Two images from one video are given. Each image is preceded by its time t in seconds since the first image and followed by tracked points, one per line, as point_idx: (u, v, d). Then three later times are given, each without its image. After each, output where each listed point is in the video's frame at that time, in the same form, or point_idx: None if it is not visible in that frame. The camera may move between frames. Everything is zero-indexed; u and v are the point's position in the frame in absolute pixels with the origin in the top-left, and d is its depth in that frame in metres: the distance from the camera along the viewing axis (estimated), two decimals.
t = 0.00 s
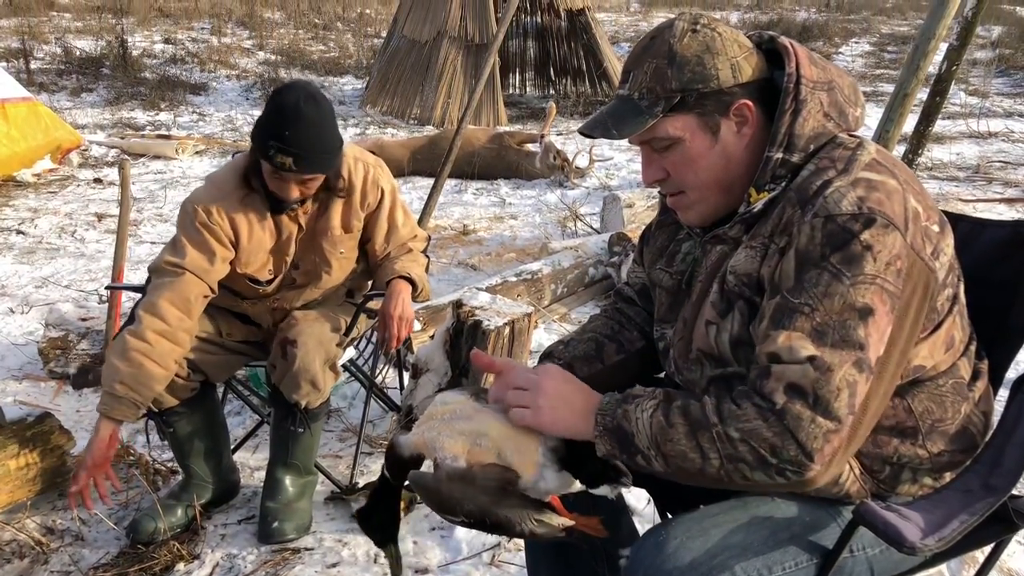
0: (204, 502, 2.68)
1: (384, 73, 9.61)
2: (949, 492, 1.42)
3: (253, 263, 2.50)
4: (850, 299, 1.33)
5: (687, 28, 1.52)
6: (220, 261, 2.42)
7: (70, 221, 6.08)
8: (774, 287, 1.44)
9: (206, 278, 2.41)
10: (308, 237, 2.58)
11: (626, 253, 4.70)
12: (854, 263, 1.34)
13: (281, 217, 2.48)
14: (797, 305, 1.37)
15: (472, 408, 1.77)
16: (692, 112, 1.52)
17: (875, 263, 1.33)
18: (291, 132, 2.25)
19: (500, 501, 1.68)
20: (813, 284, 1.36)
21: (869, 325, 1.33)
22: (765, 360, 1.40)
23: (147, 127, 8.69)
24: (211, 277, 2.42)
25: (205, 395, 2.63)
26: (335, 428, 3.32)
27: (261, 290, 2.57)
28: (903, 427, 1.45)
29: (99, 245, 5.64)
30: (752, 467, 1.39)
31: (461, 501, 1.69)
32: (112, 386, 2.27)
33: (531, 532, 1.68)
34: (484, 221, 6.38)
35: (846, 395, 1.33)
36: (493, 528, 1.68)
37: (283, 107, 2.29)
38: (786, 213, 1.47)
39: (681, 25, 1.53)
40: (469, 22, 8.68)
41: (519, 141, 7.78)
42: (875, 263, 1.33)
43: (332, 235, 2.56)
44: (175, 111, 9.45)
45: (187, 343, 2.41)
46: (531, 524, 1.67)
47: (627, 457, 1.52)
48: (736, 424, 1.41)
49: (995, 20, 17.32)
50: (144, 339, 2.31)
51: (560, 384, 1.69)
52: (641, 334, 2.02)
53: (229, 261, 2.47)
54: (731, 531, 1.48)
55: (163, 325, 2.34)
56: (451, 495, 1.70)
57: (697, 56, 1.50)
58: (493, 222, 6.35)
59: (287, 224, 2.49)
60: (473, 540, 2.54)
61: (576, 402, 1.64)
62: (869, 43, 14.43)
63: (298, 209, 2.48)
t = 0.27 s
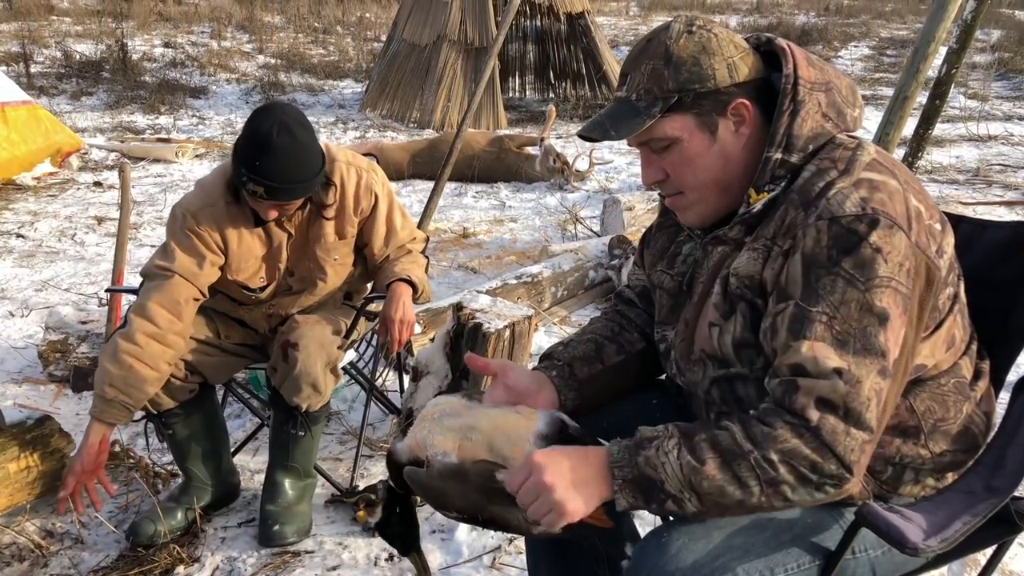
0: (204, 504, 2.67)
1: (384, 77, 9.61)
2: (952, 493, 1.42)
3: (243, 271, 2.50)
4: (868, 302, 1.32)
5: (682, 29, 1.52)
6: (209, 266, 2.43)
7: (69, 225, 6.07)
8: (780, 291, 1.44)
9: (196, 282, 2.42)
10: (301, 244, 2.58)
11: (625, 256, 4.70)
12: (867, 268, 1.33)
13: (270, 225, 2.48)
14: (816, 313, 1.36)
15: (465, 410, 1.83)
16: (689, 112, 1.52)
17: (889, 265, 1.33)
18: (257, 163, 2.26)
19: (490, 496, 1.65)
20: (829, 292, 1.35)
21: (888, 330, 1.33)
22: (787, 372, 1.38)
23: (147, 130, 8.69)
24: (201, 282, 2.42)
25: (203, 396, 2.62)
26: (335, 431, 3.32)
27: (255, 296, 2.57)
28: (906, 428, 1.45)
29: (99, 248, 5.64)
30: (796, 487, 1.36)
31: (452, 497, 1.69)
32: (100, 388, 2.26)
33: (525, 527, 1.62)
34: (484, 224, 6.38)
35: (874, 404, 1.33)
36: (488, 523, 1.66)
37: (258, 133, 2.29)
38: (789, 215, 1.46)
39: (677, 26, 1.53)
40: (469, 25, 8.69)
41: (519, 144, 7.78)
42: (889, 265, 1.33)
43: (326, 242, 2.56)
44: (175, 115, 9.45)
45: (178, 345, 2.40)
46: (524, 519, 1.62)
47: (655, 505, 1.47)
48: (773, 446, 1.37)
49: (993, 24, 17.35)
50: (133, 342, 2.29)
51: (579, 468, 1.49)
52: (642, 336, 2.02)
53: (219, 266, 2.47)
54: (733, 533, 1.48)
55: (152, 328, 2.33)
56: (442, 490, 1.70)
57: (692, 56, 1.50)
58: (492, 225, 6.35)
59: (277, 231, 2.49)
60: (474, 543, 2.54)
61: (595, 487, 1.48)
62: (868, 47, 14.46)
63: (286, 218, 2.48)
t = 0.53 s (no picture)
0: (204, 504, 2.67)
1: (384, 77, 9.61)
2: (954, 494, 1.42)
3: (243, 277, 2.50)
4: (875, 310, 1.32)
5: (682, 30, 1.52)
6: (207, 272, 2.42)
7: (70, 225, 6.07)
8: (784, 296, 1.44)
9: (193, 287, 2.41)
10: (301, 248, 2.58)
11: (625, 256, 4.70)
12: (871, 273, 1.33)
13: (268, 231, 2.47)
14: (824, 323, 1.36)
15: (458, 403, 1.86)
16: (689, 113, 1.52)
17: (893, 271, 1.33)
18: (261, 172, 2.26)
19: (475, 492, 1.72)
20: (837, 302, 1.35)
21: (898, 339, 1.32)
22: (797, 383, 1.39)
23: (147, 131, 8.70)
24: (199, 287, 2.42)
25: (203, 396, 2.62)
26: (335, 431, 3.32)
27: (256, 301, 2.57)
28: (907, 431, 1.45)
29: (99, 248, 5.64)
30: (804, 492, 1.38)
31: (439, 490, 1.75)
32: (97, 392, 2.26)
33: (510, 523, 1.70)
34: (484, 224, 6.38)
35: (887, 414, 1.33)
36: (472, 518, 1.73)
37: (258, 142, 2.29)
38: (791, 219, 1.46)
39: (677, 27, 1.53)
40: (469, 26, 8.70)
41: (519, 144, 7.78)
42: (893, 271, 1.33)
43: (327, 247, 2.56)
44: (175, 115, 9.45)
45: (176, 349, 2.40)
46: (508, 514, 1.70)
47: (668, 496, 1.48)
48: (783, 452, 1.38)
49: (993, 23, 17.35)
50: (132, 347, 2.30)
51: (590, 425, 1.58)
52: (642, 336, 2.02)
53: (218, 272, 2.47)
54: (735, 533, 1.48)
55: (150, 333, 2.33)
56: (429, 484, 1.76)
57: (692, 57, 1.50)
58: (492, 225, 6.35)
59: (276, 237, 2.49)
60: (474, 543, 2.54)
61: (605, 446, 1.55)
62: (867, 47, 14.46)
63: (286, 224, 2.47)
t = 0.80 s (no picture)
0: (206, 505, 2.67)
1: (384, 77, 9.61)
2: (959, 494, 1.41)
3: (248, 276, 2.50)
4: (873, 308, 1.32)
5: (688, 29, 1.52)
6: (213, 272, 2.42)
7: (70, 225, 6.07)
8: (786, 295, 1.44)
9: (199, 287, 2.41)
10: (304, 248, 2.59)
11: (627, 256, 4.69)
12: (873, 273, 1.33)
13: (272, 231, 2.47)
14: (820, 318, 1.36)
15: (461, 396, 1.87)
16: (696, 113, 1.52)
17: (894, 270, 1.33)
18: (274, 158, 2.26)
19: (477, 483, 1.71)
20: (833, 297, 1.36)
21: (892, 337, 1.32)
22: (788, 375, 1.41)
23: (148, 131, 8.70)
24: (205, 287, 2.42)
25: (206, 397, 2.61)
26: (337, 431, 3.32)
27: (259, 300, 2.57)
28: (911, 431, 1.45)
29: (100, 248, 5.64)
30: (784, 482, 1.40)
31: (440, 482, 1.74)
32: (106, 394, 2.27)
33: (510, 513, 1.69)
34: (485, 224, 6.38)
35: (872, 407, 1.33)
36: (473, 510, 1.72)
37: (262, 131, 2.29)
38: (796, 219, 1.46)
39: (682, 27, 1.52)
40: (470, 26, 8.70)
41: (520, 144, 7.77)
42: (894, 270, 1.33)
43: (330, 245, 2.57)
44: (176, 115, 9.45)
45: (182, 349, 2.40)
46: (510, 505, 1.69)
47: (660, 475, 1.53)
48: (763, 441, 1.41)
49: (994, 23, 17.34)
50: (139, 347, 2.30)
51: (595, 402, 1.68)
52: (646, 336, 2.02)
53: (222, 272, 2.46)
54: (739, 533, 1.48)
55: (156, 334, 2.33)
56: (431, 476, 1.75)
57: (699, 57, 1.49)
58: (493, 226, 6.35)
59: (281, 236, 2.49)
60: (476, 543, 2.54)
61: (610, 419, 1.64)
62: (867, 47, 14.46)
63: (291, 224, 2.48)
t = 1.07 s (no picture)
0: (210, 506, 2.66)
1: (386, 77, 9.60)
2: (968, 495, 1.40)
3: (243, 265, 2.51)
4: (877, 305, 1.32)
5: (694, 29, 1.51)
6: (209, 263, 2.44)
7: (72, 226, 6.06)
8: (792, 293, 1.43)
9: (199, 279, 2.42)
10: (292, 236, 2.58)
11: (630, 256, 4.68)
12: (879, 271, 1.32)
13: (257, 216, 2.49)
14: (824, 314, 1.36)
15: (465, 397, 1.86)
16: (703, 113, 1.51)
17: (900, 268, 1.32)
18: (250, 114, 2.28)
19: (472, 494, 1.74)
20: (838, 293, 1.35)
21: (897, 334, 1.32)
22: (790, 371, 1.40)
23: (150, 131, 8.69)
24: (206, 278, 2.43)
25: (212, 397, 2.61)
26: (340, 432, 3.31)
27: (255, 294, 2.55)
28: (919, 431, 1.44)
29: (102, 249, 5.63)
30: (781, 481, 1.40)
31: (440, 486, 1.78)
32: (142, 393, 2.28)
33: (502, 527, 1.70)
34: (487, 225, 6.38)
35: (872, 402, 1.33)
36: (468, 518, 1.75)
37: (224, 104, 2.31)
38: (804, 217, 1.45)
39: (688, 27, 1.52)
40: (471, 26, 8.70)
41: (522, 145, 7.76)
42: (900, 268, 1.32)
43: (315, 228, 2.55)
44: (177, 116, 9.44)
45: (201, 339, 2.44)
46: (502, 519, 1.70)
47: (656, 483, 1.52)
48: (760, 440, 1.42)
49: (995, 24, 17.33)
50: (159, 342, 2.33)
51: (594, 406, 1.66)
52: (652, 336, 2.02)
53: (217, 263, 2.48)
54: (748, 534, 1.47)
55: (173, 326, 2.37)
56: (432, 480, 1.79)
57: (705, 56, 1.49)
58: (495, 226, 6.34)
59: (265, 221, 2.50)
60: (481, 544, 2.53)
61: (606, 425, 1.63)
62: (868, 47, 14.45)
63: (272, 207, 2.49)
